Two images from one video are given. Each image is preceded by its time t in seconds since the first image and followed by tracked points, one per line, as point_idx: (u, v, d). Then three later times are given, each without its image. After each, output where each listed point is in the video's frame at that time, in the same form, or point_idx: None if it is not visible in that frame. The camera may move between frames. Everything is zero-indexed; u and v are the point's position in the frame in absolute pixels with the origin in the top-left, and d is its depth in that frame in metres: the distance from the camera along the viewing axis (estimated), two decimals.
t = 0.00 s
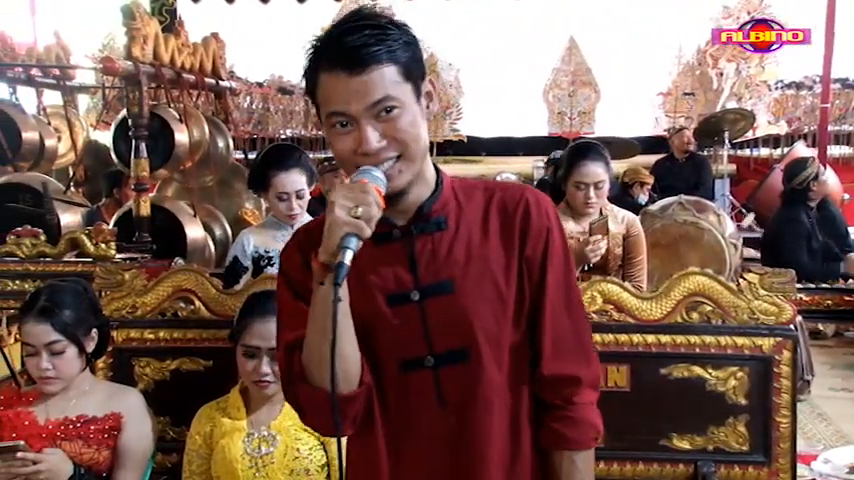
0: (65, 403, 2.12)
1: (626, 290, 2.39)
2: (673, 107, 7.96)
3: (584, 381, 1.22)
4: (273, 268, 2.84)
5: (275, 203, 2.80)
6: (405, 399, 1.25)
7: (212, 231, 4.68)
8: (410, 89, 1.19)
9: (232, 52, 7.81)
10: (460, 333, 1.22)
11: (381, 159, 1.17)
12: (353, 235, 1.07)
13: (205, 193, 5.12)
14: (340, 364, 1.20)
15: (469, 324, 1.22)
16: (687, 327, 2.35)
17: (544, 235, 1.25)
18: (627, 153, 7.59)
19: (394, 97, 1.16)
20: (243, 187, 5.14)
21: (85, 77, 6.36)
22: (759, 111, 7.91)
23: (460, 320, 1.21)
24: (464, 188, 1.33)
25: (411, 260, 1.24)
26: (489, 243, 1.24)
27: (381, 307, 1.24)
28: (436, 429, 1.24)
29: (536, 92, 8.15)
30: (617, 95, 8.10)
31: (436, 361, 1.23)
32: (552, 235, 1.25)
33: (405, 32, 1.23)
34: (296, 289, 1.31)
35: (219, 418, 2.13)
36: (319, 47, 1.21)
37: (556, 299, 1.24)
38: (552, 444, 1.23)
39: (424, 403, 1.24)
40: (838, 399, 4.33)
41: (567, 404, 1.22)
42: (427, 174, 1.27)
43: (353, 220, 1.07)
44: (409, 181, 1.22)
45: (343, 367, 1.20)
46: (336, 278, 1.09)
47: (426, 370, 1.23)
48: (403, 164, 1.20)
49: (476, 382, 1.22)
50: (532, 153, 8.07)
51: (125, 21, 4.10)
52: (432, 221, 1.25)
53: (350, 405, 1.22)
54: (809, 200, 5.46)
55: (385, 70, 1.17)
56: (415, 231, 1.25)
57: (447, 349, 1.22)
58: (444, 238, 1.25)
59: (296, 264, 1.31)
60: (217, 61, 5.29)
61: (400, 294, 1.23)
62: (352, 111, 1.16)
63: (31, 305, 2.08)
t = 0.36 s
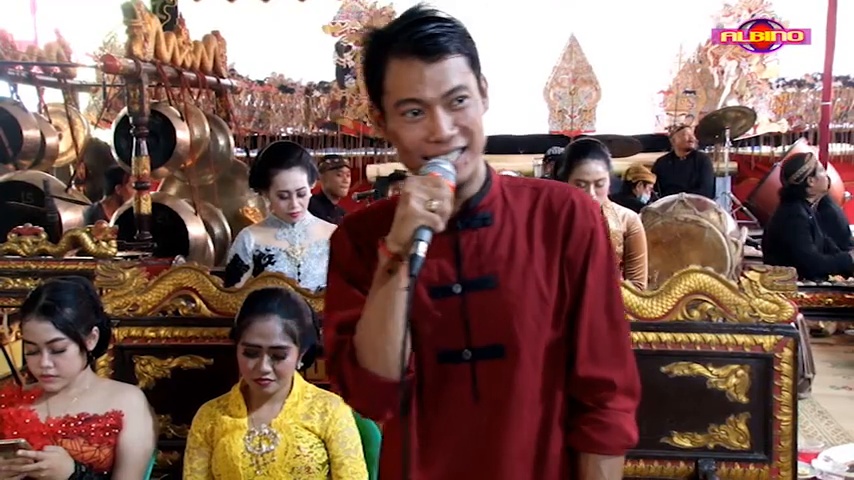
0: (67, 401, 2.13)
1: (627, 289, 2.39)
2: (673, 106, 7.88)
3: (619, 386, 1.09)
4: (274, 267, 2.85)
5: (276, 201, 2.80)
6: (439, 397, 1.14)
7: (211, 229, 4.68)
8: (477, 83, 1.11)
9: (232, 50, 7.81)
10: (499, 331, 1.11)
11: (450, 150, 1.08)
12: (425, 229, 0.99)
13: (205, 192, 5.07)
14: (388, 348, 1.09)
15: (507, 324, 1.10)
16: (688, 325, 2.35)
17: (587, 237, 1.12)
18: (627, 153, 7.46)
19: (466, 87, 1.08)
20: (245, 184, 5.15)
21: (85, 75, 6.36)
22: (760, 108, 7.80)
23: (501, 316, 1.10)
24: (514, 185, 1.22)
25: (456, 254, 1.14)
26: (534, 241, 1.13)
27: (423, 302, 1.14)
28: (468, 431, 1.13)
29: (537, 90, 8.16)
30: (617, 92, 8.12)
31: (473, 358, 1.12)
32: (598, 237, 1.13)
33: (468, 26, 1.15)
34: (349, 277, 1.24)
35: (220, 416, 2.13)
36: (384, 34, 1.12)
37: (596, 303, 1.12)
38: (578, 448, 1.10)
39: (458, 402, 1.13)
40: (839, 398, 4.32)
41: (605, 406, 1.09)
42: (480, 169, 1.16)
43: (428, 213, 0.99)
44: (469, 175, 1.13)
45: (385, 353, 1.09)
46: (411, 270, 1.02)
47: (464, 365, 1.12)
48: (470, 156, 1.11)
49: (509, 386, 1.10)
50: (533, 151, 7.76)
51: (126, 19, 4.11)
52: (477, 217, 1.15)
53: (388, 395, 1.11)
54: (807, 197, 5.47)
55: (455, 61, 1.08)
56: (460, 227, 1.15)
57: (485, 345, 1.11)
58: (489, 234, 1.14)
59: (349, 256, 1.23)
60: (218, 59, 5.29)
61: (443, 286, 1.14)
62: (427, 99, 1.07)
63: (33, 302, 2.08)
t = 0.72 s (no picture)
0: (71, 400, 2.13)
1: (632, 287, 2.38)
2: (678, 105, 7.92)
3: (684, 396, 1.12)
4: (278, 266, 2.86)
5: (280, 200, 2.80)
6: (502, 381, 1.18)
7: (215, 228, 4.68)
8: (568, 83, 1.13)
9: (236, 49, 7.71)
10: (569, 324, 1.14)
11: (533, 148, 1.11)
12: (503, 214, 1.04)
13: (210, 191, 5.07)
14: (458, 328, 1.11)
15: (575, 319, 1.14)
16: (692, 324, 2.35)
17: (666, 247, 1.15)
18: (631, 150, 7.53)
19: (554, 88, 1.10)
20: (249, 183, 5.16)
21: (90, 75, 6.38)
22: (764, 108, 7.80)
23: (573, 311, 1.13)
24: (600, 185, 1.24)
25: (535, 245, 1.17)
26: (611, 242, 1.16)
27: (497, 287, 1.17)
28: (526, 417, 1.17)
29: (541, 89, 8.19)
30: (622, 93, 8.03)
31: (541, 346, 1.15)
32: (677, 249, 1.15)
33: (565, 28, 1.16)
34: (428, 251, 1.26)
35: (224, 415, 2.13)
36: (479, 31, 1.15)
37: (669, 313, 1.14)
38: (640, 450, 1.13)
39: (521, 388, 1.16)
40: (844, 397, 4.31)
41: (667, 415, 1.12)
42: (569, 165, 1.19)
43: (509, 199, 1.04)
44: (553, 173, 1.16)
45: (453, 332, 1.11)
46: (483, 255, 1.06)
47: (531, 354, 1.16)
48: (553, 155, 1.13)
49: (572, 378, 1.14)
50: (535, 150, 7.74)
51: (131, 19, 4.11)
52: (559, 212, 1.18)
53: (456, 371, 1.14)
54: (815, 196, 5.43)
55: (545, 61, 1.10)
56: (542, 219, 1.18)
57: (552, 338, 1.15)
58: (570, 229, 1.17)
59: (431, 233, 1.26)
60: (222, 58, 5.30)
61: (520, 274, 1.17)
62: (513, 97, 1.10)
63: (37, 301, 2.08)
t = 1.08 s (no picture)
0: (73, 400, 2.14)
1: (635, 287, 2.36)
2: (680, 105, 7.79)
3: (751, 405, 1.17)
4: (280, 266, 2.87)
5: (282, 200, 2.80)
6: (556, 374, 1.26)
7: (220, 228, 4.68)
8: (637, 92, 1.17)
9: (238, 49, 7.72)
10: (618, 326, 1.20)
11: (594, 153, 1.16)
12: (556, 219, 1.08)
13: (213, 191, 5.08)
14: (505, 323, 1.19)
15: (628, 321, 1.19)
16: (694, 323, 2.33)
17: (729, 259, 1.18)
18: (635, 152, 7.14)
19: (622, 95, 1.14)
20: (251, 184, 5.13)
21: (92, 75, 6.38)
22: (766, 108, 7.72)
23: (623, 314, 1.19)
24: (665, 191, 1.28)
25: (594, 246, 1.24)
26: (670, 249, 1.21)
27: (554, 284, 1.25)
28: (574, 409, 1.24)
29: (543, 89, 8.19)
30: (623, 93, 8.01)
31: (591, 343, 1.22)
32: (740, 262, 1.18)
33: (642, 35, 1.20)
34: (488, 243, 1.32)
35: (226, 415, 2.13)
36: (558, 30, 1.19)
37: (734, 323, 1.18)
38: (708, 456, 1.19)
39: (571, 382, 1.24)
40: (846, 397, 4.31)
41: (732, 423, 1.17)
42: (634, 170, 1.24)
43: (564, 205, 1.07)
44: (614, 178, 1.21)
45: (501, 325, 1.19)
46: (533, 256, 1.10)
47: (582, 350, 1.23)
48: (613, 161, 1.19)
49: (622, 377, 1.20)
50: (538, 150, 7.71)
51: (133, 19, 4.10)
52: (621, 216, 1.23)
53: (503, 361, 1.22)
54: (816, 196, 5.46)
55: (616, 68, 1.14)
56: (604, 222, 1.24)
57: (603, 337, 1.21)
58: (629, 233, 1.22)
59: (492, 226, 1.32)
60: (224, 58, 5.30)
61: (577, 273, 1.24)
62: (580, 100, 1.15)
63: (40, 301, 2.08)
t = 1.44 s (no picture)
0: (68, 400, 2.13)
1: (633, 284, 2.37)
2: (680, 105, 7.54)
3: (767, 414, 1.24)
4: (276, 266, 2.86)
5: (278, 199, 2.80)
6: (565, 362, 1.35)
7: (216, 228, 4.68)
8: (657, 93, 1.23)
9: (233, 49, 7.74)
10: (625, 322, 1.28)
11: (604, 147, 1.23)
12: (552, 214, 1.15)
13: (209, 190, 5.07)
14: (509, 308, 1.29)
15: (635, 316, 1.27)
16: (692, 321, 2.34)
17: (744, 266, 1.25)
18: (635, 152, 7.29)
19: (638, 94, 1.21)
20: (246, 183, 5.16)
21: (87, 74, 6.38)
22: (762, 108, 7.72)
23: (632, 311, 1.27)
24: (686, 194, 1.36)
25: (608, 243, 1.32)
26: (683, 250, 1.28)
27: (569, 276, 1.35)
28: (580, 397, 1.33)
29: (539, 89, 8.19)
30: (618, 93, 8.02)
31: (598, 336, 1.31)
32: (754, 268, 1.25)
33: (674, 40, 1.26)
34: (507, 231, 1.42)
35: (222, 415, 2.12)
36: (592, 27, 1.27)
37: (749, 329, 1.25)
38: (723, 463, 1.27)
39: (579, 371, 1.32)
40: (842, 396, 4.32)
41: (746, 429, 1.25)
42: (656, 170, 1.31)
43: (559, 200, 1.14)
44: (627, 173, 1.27)
45: (500, 305, 1.30)
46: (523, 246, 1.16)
47: (589, 341, 1.32)
48: (625, 157, 1.25)
49: (625, 370, 1.28)
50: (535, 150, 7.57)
51: (129, 19, 4.10)
52: (638, 214, 1.31)
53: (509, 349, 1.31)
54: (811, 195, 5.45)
55: (636, 69, 1.21)
56: (622, 220, 1.32)
57: (611, 332, 1.29)
58: (644, 232, 1.30)
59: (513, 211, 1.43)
60: (220, 58, 5.30)
61: (590, 267, 1.33)
62: (595, 94, 1.22)
63: (35, 301, 2.08)
